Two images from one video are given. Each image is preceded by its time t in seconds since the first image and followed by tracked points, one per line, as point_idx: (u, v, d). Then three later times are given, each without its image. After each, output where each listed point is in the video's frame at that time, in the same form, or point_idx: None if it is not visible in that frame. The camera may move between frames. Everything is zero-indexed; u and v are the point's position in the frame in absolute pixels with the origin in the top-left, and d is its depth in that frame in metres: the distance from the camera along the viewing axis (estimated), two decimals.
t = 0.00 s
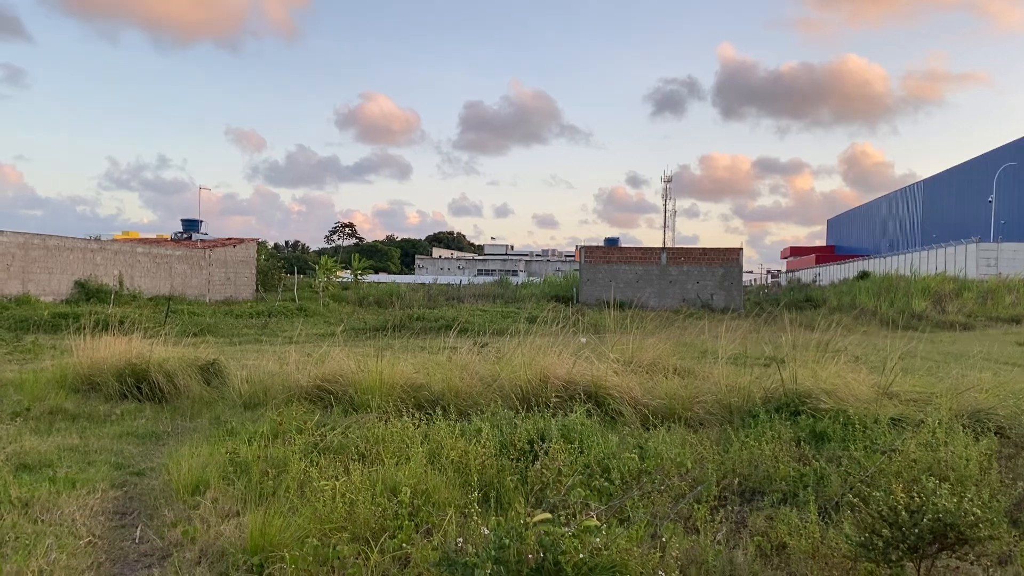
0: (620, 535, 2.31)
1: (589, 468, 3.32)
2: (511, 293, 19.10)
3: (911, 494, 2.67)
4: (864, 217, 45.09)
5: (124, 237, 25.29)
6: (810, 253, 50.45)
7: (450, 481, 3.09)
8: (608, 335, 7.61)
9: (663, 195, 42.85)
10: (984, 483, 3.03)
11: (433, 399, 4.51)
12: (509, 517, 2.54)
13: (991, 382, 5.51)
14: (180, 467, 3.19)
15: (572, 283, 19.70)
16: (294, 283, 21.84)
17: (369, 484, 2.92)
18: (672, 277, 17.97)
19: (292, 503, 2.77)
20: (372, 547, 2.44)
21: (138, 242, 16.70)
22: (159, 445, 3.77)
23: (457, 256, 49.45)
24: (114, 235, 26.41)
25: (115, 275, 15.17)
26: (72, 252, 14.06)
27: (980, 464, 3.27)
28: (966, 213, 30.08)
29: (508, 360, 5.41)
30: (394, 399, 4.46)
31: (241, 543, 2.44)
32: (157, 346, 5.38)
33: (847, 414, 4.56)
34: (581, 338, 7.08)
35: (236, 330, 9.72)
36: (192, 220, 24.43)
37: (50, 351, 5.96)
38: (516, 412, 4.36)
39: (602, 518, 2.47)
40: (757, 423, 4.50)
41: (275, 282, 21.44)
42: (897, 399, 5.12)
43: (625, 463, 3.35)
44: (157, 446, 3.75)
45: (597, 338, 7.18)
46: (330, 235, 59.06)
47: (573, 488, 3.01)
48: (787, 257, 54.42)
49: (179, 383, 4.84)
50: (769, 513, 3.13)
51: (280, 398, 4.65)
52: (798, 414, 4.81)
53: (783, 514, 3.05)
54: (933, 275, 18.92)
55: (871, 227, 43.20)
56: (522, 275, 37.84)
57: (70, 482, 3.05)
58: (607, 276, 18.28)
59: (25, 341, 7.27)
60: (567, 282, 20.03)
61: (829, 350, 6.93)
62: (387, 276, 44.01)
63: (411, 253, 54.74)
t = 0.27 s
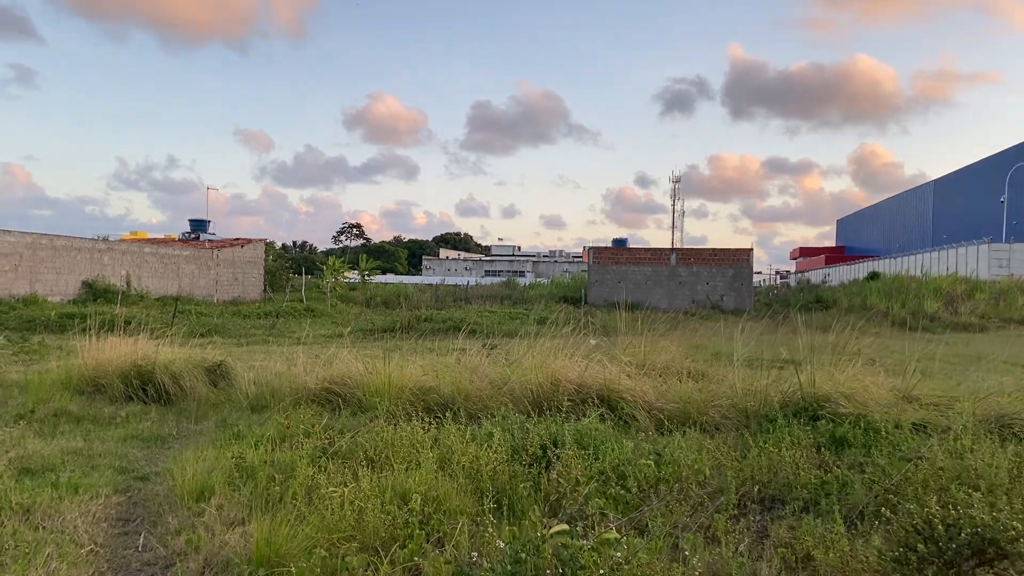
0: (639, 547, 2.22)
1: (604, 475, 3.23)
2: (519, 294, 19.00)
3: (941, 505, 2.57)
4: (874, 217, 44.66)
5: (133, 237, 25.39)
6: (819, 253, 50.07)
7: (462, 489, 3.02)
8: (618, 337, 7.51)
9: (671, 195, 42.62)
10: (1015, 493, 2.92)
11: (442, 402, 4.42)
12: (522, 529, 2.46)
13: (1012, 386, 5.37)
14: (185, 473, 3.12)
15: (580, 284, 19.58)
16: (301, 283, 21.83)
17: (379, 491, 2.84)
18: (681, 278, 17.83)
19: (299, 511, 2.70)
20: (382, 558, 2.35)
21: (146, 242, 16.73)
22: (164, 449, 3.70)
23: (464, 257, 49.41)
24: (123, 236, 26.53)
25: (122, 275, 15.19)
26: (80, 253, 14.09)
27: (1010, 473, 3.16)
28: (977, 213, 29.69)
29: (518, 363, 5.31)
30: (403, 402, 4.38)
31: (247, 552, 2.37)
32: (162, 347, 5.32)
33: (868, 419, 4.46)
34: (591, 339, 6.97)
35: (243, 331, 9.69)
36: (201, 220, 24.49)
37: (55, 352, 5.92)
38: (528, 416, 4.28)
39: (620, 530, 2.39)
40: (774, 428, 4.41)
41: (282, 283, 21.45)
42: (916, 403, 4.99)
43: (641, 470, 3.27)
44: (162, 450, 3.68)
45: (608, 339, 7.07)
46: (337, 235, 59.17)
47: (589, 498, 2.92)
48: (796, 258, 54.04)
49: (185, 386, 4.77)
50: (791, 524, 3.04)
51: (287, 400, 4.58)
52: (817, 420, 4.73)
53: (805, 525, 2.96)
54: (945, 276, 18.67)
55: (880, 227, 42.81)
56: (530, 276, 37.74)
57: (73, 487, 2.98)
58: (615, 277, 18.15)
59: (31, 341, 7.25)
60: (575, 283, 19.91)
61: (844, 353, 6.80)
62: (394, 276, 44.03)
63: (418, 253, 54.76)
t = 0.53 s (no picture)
0: (664, 558, 2.13)
1: (623, 481, 3.15)
2: (528, 294, 18.89)
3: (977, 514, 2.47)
4: (884, 216, 44.14)
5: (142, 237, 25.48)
6: (829, 253, 49.69)
7: (476, 495, 2.94)
8: (630, 338, 7.41)
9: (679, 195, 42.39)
10: None
11: (454, 404, 4.34)
12: (541, 538, 2.38)
13: None
14: (193, 477, 3.05)
15: (588, 284, 19.45)
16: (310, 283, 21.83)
17: (394, 497, 2.77)
18: (691, 278, 17.69)
19: (310, 518, 2.63)
20: (396, 568, 2.28)
21: (154, 242, 16.75)
22: (172, 451, 3.63)
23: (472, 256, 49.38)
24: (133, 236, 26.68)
25: (131, 275, 15.22)
26: (89, 252, 14.11)
27: None
28: (989, 212, 29.22)
29: (531, 364, 5.22)
30: (415, 404, 4.30)
31: (257, 561, 2.29)
32: (170, 348, 5.26)
33: (891, 422, 4.36)
34: (603, 340, 6.86)
35: (252, 331, 9.66)
36: (209, 220, 24.55)
37: (63, 352, 5.88)
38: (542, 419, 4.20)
39: (643, 540, 2.31)
40: (795, 431, 4.31)
41: (290, 283, 21.46)
42: (938, 406, 4.88)
43: (661, 475, 3.18)
44: (170, 452, 3.62)
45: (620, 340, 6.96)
46: (345, 236, 59.28)
47: (609, 505, 2.83)
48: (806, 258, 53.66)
49: (193, 387, 4.71)
50: (817, 532, 2.94)
51: (297, 402, 4.51)
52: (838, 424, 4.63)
53: (833, 533, 2.85)
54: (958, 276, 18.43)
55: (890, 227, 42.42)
56: (538, 276, 37.65)
57: (80, 491, 2.92)
58: (625, 277, 18.02)
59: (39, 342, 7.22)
60: (584, 283, 19.79)
61: (860, 354, 6.67)
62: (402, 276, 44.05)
63: (426, 253, 54.78)
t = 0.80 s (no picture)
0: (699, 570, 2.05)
1: (646, 488, 3.07)
2: (537, 295, 18.80)
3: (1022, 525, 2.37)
4: (894, 216, 43.68)
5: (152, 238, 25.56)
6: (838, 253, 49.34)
7: (497, 502, 2.87)
8: (643, 338, 7.32)
9: (688, 195, 42.17)
10: None
11: (470, 407, 4.27)
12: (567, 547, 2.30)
13: None
14: (206, 482, 2.98)
15: (597, 285, 19.35)
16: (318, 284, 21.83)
17: (413, 504, 2.70)
18: (701, 279, 17.56)
19: (327, 526, 2.56)
20: None
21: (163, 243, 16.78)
22: (184, 455, 3.57)
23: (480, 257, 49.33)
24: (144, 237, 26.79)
25: (140, 276, 15.23)
26: (99, 253, 14.14)
27: None
28: (1000, 212, 28.82)
29: (546, 366, 5.14)
30: (430, 407, 4.23)
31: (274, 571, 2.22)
32: (181, 349, 5.20)
33: (918, 426, 4.27)
34: (617, 341, 6.77)
35: (262, 332, 9.63)
36: (218, 221, 24.61)
37: (73, 354, 5.85)
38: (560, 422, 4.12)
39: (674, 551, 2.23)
40: (818, 436, 4.21)
41: (299, 283, 21.47)
42: (964, 409, 4.77)
43: (686, 481, 3.09)
44: (182, 456, 3.55)
45: (633, 341, 6.87)
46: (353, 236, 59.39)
47: (634, 514, 2.74)
48: (814, 258, 53.33)
49: (204, 389, 4.65)
50: (848, 541, 2.85)
51: (310, 404, 4.45)
52: (863, 428, 4.54)
53: (866, 543, 2.76)
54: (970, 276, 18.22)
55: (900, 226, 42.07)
56: (545, 276, 37.56)
57: (92, 496, 2.85)
58: (634, 277, 17.90)
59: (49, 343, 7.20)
60: (593, 283, 19.68)
61: (877, 355, 6.56)
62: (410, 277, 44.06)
63: (433, 253, 54.79)
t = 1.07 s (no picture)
0: None
1: (670, 495, 2.99)
2: (546, 295, 18.70)
3: None
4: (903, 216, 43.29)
5: (162, 237, 25.65)
6: (847, 252, 48.97)
7: (518, 510, 2.78)
8: (657, 339, 7.21)
9: (696, 194, 41.93)
10: None
11: (485, 410, 4.20)
12: (594, 558, 2.23)
13: None
14: (219, 487, 2.91)
15: (607, 284, 19.23)
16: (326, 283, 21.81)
17: (432, 511, 2.63)
18: (711, 278, 17.41)
19: (344, 533, 2.49)
20: None
21: (173, 243, 16.79)
22: (197, 458, 3.51)
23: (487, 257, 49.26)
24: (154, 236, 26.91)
25: (149, 276, 15.24)
26: (108, 253, 14.15)
27: None
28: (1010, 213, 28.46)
29: (561, 368, 5.05)
30: (445, 409, 4.15)
31: None
32: (192, 350, 5.15)
33: (946, 431, 4.17)
34: (630, 341, 6.68)
35: (271, 332, 9.59)
36: (227, 221, 24.64)
37: (83, 354, 5.81)
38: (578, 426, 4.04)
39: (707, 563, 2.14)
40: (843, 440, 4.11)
41: (307, 283, 21.47)
42: (991, 412, 4.65)
43: (713, 487, 3.01)
44: (194, 459, 3.49)
45: (647, 341, 6.76)
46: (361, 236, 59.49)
47: (661, 522, 2.66)
48: (823, 257, 52.95)
49: (215, 391, 4.59)
50: (882, 551, 2.76)
51: (322, 406, 4.38)
52: (888, 432, 4.44)
53: (901, 552, 2.66)
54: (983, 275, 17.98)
55: (910, 226, 41.68)
56: (553, 276, 37.45)
57: (103, 501, 2.79)
58: (644, 277, 17.76)
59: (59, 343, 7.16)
60: (602, 283, 19.56)
61: (896, 355, 6.43)
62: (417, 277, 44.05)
63: (441, 253, 54.79)
